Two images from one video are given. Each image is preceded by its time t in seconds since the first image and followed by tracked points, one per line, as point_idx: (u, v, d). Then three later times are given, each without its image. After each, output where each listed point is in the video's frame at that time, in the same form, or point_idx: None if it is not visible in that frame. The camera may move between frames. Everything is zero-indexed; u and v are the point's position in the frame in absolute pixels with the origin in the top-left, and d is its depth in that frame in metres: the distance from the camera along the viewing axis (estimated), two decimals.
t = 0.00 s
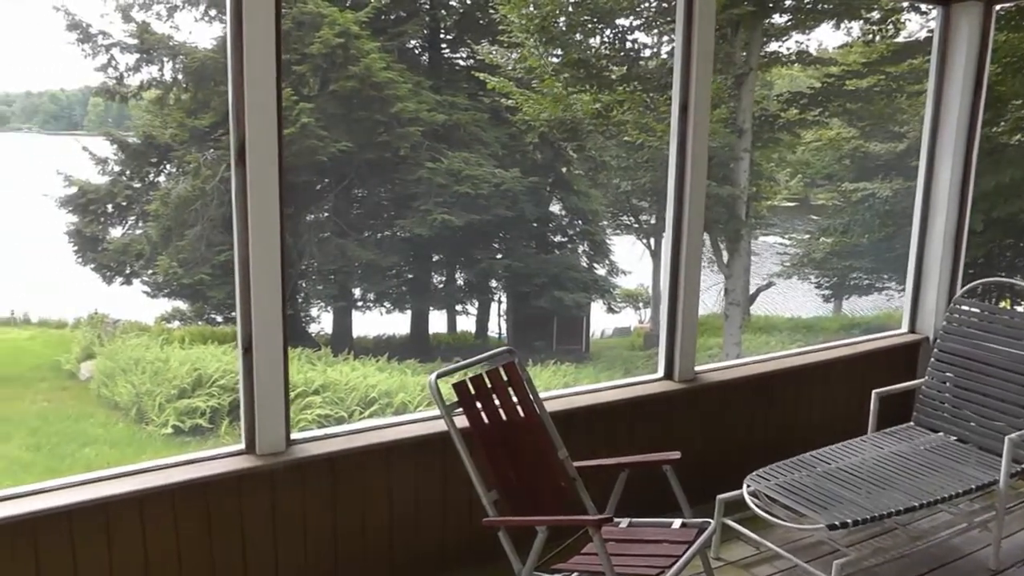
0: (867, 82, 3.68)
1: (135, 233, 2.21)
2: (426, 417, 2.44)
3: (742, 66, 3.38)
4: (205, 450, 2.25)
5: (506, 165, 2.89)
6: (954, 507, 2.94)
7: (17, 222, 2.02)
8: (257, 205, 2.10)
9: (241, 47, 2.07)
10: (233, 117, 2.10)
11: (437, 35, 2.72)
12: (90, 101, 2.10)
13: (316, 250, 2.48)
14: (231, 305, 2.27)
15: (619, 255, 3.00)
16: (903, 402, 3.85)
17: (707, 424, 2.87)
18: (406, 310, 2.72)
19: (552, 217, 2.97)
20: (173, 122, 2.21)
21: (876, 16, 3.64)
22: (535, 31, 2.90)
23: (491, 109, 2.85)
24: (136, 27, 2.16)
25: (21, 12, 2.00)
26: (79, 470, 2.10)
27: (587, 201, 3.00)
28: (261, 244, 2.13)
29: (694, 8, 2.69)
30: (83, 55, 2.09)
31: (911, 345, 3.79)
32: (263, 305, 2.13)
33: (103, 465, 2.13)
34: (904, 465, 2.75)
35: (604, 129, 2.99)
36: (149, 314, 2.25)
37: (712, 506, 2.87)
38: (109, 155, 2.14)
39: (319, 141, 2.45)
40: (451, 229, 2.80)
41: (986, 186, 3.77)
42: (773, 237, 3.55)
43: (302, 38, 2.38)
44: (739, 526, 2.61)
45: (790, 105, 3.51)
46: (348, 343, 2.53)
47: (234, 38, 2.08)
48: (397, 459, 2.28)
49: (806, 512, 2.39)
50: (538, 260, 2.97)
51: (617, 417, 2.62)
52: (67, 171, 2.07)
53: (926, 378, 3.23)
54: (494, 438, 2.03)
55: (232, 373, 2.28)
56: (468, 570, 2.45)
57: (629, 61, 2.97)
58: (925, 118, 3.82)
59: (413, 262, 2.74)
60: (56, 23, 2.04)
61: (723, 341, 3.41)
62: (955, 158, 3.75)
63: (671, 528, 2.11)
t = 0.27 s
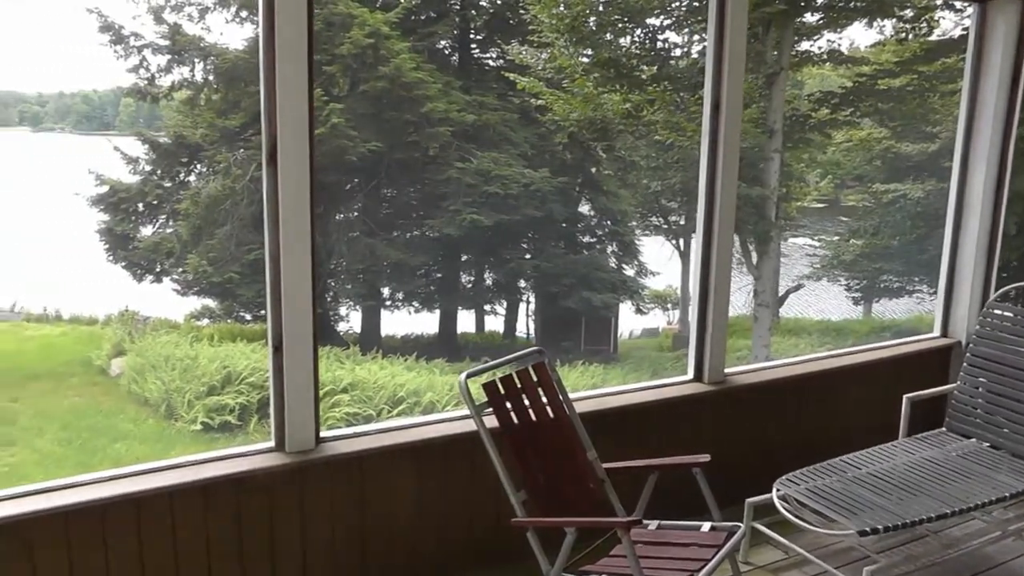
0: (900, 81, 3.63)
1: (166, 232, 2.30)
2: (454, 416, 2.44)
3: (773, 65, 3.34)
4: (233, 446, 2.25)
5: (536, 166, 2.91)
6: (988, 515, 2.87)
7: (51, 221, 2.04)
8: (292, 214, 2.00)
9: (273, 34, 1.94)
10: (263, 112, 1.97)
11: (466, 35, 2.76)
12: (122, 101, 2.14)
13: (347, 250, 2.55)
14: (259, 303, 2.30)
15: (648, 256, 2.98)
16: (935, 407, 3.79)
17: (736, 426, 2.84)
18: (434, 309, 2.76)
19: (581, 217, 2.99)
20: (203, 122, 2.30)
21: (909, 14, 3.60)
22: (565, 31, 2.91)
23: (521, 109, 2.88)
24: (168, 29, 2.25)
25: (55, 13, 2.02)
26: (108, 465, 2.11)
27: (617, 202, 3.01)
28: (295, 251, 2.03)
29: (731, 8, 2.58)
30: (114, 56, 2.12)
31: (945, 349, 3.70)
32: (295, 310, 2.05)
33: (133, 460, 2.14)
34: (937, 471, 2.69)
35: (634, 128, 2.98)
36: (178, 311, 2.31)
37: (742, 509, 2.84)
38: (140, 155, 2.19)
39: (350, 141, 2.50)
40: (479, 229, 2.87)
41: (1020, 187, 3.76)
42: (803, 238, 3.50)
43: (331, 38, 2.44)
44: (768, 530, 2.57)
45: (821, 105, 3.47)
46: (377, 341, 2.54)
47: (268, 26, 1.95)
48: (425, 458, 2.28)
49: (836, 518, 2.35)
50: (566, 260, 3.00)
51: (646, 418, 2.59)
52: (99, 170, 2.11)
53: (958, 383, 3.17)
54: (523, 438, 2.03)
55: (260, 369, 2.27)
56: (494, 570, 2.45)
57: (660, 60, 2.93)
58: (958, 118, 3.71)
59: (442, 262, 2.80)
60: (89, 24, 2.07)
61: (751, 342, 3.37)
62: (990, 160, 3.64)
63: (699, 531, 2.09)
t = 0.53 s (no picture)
0: (933, 80, 3.57)
1: (196, 230, 2.30)
2: (483, 417, 2.43)
3: (806, 64, 3.28)
4: (263, 443, 2.27)
5: (566, 166, 2.90)
6: None
7: (83, 220, 2.07)
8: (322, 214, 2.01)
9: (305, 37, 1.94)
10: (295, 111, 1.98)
11: (497, 35, 2.73)
12: (154, 102, 2.16)
13: (376, 249, 2.55)
14: (289, 302, 2.34)
15: (677, 256, 2.97)
16: (968, 412, 3.72)
17: (765, 430, 2.81)
18: (463, 309, 2.74)
19: (610, 217, 2.98)
20: (235, 122, 2.30)
21: (944, 11, 3.55)
22: (596, 30, 2.88)
23: (552, 109, 2.86)
24: (199, 30, 2.25)
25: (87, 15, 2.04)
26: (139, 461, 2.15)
27: (647, 202, 3.00)
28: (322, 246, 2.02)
29: (763, 8, 2.55)
30: (145, 57, 2.14)
31: (979, 354, 3.64)
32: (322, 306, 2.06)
33: (163, 457, 2.17)
34: (973, 477, 2.64)
35: (665, 128, 2.96)
36: (207, 310, 2.30)
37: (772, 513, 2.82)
38: (171, 155, 2.21)
39: (379, 141, 2.51)
40: (510, 229, 2.85)
41: None
42: (835, 239, 3.46)
43: (361, 38, 2.42)
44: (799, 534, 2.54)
45: (853, 104, 3.42)
46: (406, 340, 2.54)
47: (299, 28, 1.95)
48: (455, 459, 2.28)
49: (868, 524, 2.31)
50: (597, 261, 2.99)
51: (675, 421, 2.57)
52: (130, 170, 2.13)
53: (992, 388, 3.10)
54: (554, 439, 2.03)
55: (290, 368, 2.31)
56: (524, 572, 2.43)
57: (691, 59, 2.90)
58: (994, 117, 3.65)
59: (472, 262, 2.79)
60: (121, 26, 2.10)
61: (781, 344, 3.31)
62: None
63: (729, 535, 2.07)
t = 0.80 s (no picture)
0: (967, 79, 3.50)
1: (226, 229, 2.36)
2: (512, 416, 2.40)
3: (837, 63, 3.23)
4: (292, 441, 2.26)
5: (597, 165, 2.91)
6: None
7: (116, 219, 2.09)
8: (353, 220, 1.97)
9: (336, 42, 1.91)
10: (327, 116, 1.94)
11: (528, 35, 2.76)
12: (185, 101, 2.17)
13: (405, 248, 2.60)
14: (317, 301, 2.38)
15: (707, 257, 2.93)
16: (1003, 418, 3.64)
17: (797, 434, 2.76)
18: (493, 309, 2.77)
19: (640, 217, 2.99)
20: (264, 122, 2.39)
21: (979, 9, 3.48)
22: (627, 30, 2.85)
23: (582, 109, 2.86)
24: (231, 31, 2.31)
25: (119, 16, 2.04)
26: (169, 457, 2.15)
27: (677, 202, 2.99)
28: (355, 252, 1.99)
29: (797, 6, 2.50)
30: (176, 58, 2.15)
31: (1015, 359, 3.55)
32: (354, 309, 2.02)
33: (192, 453, 2.17)
34: (1006, 484, 2.58)
35: (697, 128, 2.93)
36: (239, 307, 2.36)
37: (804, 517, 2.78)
38: (202, 155, 2.25)
39: (408, 140, 2.57)
40: (540, 229, 2.86)
41: None
42: (866, 241, 3.41)
43: (394, 38, 2.51)
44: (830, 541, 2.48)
45: (886, 104, 3.37)
46: (435, 339, 2.59)
47: (330, 33, 1.92)
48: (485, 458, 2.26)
49: (900, 530, 2.27)
50: (628, 262, 3.00)
51: (706, 424, 2.54)
52: (161, 169, 2.15)
53: None
54: (584, 441, 2.02)
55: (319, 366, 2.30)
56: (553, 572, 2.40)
57: (722, 59, 2.87)
58: None
59: (501, 261, 2.80)
60: (152, 27, 2.10)
61: (811, 346, 3.26)
62: None
63: (760, 539, 2.04)
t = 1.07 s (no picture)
0: (1005, 78, 3.44)
1: (257, 228, 2.37)
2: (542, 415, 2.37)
3: (871, 62, 3.18)
4: (321, 439, 2.26)
5: (628, 166, 2.92)
6: None
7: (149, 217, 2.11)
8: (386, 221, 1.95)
9: (369, 40, 1.87)
10: (359, 115, 1.91)
11: (560, 34, 2.76)
12: (217, 102, 2.20)
13: (437, 248, 2.62)
14: (348, 300, 2.40)
15: (737, 258, 2.96)
16: None
17: (830, 438, 2.72)
18: (523, 309, 2.78)
19: (672, 218, 2.99)
20: (296, 121, 2.39)
21: (1017, 5, 3.43)
22: (658, 29, 2.87)
23: (614, 108, 2.87)
24: (263, 32, 2.34)
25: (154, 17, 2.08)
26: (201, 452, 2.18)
27: (707, 203, 2.97)
28: (391, 255, 1.97)
29: (831, 5, 2.46)
30: (204, 60, 2.17)
31: None
32: (385, 308, 2.00)
33: (224, 449, 2.19)
34: None
35: (728, 128, 2.90)
36: (270, 305, 2.37)
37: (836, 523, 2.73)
38: (233, 154, 2.26)
39: (439, 139, 2.54)
40: (570, 229, 2.89)
41: None
42: (897, 243, 3.34)
43: (425, 39, 2.50)
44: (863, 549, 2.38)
45: (919, 104, 3.32)
46: (466, 338, 2.57)
47: (364, 30, 1.88)
48: (517, 457, 2.22)
49: (933, 538, 2.19)
50: (659, 262, 3.01)
51: (736, 428, 2.51)
52: (193, 168, 2.17)
53: None
54: (616, 442, 2.03)
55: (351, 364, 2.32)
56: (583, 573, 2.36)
57: (755, 58, 2.84)
58: None
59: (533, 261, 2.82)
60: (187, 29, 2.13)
61: (841, 349, 3.20)
62: None
63: (792, 545, 2.02)
